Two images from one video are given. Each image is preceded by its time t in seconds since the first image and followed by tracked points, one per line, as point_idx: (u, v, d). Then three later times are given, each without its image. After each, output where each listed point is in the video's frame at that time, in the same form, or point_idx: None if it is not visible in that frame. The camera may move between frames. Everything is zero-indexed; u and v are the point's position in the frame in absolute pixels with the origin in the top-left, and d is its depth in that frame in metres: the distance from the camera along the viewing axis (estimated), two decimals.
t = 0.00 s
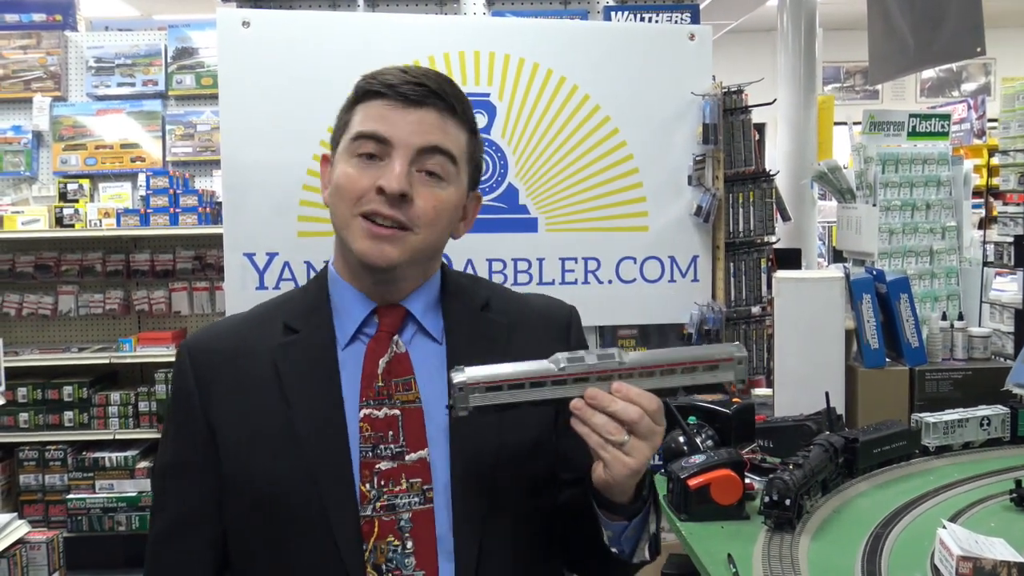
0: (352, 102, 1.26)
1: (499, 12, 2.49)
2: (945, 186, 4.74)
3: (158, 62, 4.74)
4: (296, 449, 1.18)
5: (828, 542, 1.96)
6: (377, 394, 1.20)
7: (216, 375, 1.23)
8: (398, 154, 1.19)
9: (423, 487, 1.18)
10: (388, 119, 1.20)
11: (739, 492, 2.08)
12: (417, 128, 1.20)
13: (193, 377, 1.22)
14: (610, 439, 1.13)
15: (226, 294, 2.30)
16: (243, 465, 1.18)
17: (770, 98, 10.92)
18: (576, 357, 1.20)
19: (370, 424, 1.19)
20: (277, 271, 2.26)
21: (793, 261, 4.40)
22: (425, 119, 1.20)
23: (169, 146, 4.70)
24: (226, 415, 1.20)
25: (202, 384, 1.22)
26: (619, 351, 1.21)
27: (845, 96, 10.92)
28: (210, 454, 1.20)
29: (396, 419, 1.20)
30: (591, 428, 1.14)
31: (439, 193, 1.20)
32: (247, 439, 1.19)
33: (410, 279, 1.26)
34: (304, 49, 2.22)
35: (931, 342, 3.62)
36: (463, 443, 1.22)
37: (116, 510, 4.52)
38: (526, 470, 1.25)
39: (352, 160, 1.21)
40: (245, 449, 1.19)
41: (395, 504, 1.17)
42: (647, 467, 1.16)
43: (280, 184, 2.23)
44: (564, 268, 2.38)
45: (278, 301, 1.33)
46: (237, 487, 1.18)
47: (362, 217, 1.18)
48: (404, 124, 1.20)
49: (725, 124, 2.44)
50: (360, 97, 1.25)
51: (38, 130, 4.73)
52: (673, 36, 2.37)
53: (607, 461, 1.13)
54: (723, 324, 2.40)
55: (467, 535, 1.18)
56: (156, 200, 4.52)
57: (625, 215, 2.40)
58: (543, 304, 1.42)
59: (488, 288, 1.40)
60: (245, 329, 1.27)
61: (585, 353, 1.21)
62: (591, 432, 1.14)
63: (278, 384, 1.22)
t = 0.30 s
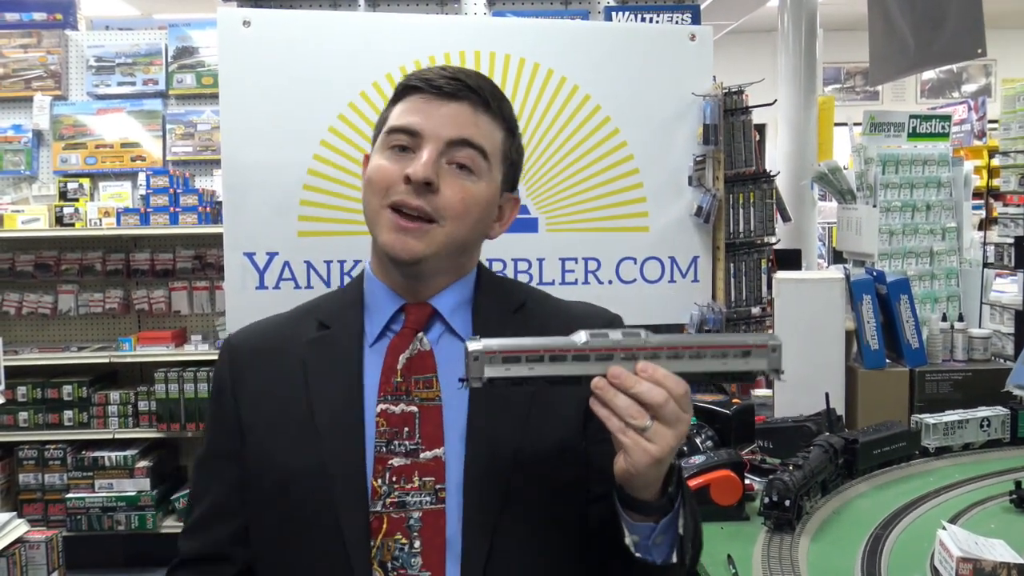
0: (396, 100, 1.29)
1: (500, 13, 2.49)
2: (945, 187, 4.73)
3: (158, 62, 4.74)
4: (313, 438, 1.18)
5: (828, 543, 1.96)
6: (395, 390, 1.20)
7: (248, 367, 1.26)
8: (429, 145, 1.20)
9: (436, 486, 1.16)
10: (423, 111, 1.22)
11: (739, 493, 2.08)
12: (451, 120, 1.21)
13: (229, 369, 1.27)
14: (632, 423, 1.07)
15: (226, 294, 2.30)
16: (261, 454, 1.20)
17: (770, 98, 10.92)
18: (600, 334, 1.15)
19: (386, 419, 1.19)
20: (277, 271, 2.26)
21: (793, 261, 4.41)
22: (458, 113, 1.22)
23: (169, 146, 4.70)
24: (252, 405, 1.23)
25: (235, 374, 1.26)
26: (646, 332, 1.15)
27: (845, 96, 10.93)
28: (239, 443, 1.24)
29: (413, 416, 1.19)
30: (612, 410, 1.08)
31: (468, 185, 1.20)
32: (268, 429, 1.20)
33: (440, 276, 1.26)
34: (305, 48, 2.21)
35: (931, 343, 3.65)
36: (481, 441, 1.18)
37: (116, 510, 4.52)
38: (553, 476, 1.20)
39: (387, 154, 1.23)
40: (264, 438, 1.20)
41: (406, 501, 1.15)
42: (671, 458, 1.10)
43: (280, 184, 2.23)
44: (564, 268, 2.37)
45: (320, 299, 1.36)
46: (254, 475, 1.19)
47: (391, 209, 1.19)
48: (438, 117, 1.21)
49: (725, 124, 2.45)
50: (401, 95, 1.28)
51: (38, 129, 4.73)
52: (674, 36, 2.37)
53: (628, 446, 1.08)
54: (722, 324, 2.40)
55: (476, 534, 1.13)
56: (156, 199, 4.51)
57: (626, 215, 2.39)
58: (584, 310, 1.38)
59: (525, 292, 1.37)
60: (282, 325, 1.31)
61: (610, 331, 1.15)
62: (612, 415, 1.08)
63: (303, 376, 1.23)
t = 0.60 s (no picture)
0: (417, 103, 1.29)
1: (499, 13, 2.48)
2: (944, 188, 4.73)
3: (158, 62, 4.74)
4: (364, 437, 1.17)
5: (827, 544, 1.96)
6: (440, 387, 1.19)
7: (293, 368, 1.26)
8: (456, 143, 1.19)
9: (483, 484, 1.14)
10: (447, 110, 1.22)
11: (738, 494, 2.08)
12: (477, 117, 1.21)
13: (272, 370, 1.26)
14: (659, 408, 1.05)
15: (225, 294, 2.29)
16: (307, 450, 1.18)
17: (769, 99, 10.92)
18: (620, 317, 1.15)
19: (432, 417, 1.17)
20: (277, 272, 2.25)
21: (793, 262, 4.41)
22: (482, 108, 1.21)
23: (169, 146, 4.70)
24: (295, 403, 1.21)
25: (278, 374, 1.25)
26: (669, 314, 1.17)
27: (844, 97, 10.94)
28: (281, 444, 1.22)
29: (459, 413, 1.17)
30: (637, 396, 1.06)
31: (500, 179, 1.20)
32: (314, 426, 1.19)
33: (481, 277, 1.25)
34: (305, 49, 2.21)
35: (931, 344, 3.66)
36: (530, 439, 1.17)
37: (115, 510, 4.52)
38: (600, 472, 1.18)
39: (414, 157, 1.22)
40: (310, 434, 1.18)
41: (454, 500, 1.13)
42: (704, 448, 1.07)
43: (279, 185, 2.23)
44: (564, 269, 2.37)
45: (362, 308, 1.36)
46: (299, 472, 1.17)
47: (425, 211, 1.18)
48: (462, 114, 1.21)
49: (726, 125, 2.47)
50: (421, 98, 1.28)
51: (37, 130, 4.73)
52: (673, 36, 2.37)
53: (655, 433, 1.05)
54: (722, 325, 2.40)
55: (528, 534, 1.11)
56: (155, 199, 4.50)
57: (626, 216, 2.39)
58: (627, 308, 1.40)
59: (567, 288, 1.39)
60: (325, 332, 1.31)
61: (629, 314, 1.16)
62: (637, 402, 1.06)
63: (350, 375, 1.23)
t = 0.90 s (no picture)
0: (441, 103, 1.23)
1: (496, 13, 2.48)
2: (942, 188, 4.71)
3: (154, 63, 4.74)
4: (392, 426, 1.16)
5: (824, 544, 1.96)
6: (479, 387, 1.16)
7: (321, 358, 1.25)
8: (507, 147, 1.15)
9: (526, 485, 1.11)
10: (489, 111, 1.17)
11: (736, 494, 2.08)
12: (523, 117, 1.16)
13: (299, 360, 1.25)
14: (711, 400, 1.01)
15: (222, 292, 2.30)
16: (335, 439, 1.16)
17: (766, 99, 10.94)
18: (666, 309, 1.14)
19: (471, 418, 1.14)
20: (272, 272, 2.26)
21: (791, 262, 4.42)
22: (524, 107, 1.17)
23: (166, 147, 4.70)
24: (322, 389, 1.20)
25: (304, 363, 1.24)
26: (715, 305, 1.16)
27: (841, 97, 10.95)
28: (307, 430, 1.21)
29: (499, 413, 1.15)
30: (685, 390, 1.03)
31: (552, 180, 1.16)
32: (341, 411, 1.18)
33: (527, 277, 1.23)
34: (304, 49, 2.21)
35: (928, 344, 3.67)
36: (574, 438, 1.15)
37: (112, 512, 4.52)
38: (645, 474, 1.15)
39: (457, 163, 1.17)
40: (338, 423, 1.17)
41: (497, 502, 1.10)
42: (756, 442, 1.04)
43: (277, 186, 2.23)
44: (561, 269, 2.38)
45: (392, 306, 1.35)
46: (326, 457, 1.16)
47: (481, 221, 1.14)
48: (506, 115, 1.16)
49: (722, 125, 2.47)
50: (450, 94, 1.21)
51: (34, 131, 4.72)
52: (671, 37, 2.36)
53: (706, 428, 1.02)
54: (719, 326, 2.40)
55: (572, 530, 1.09)
56: (152, 200, 4.49)
57: (621, 216, 2.39)
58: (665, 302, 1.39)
59: (603, 286, 1.37)
60: (356, 327, 1.30)
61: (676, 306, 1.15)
62: (687, 396, 1.03)
63: (382, 367, 1.21)
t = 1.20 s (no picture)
0: (449, 103, 1.23)
1: (492, 14, 2.49)
2: (938, 187, 4.74)
3: (151, 65, 4.75)
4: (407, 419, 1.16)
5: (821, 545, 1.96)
6: (495, 388, 1.16)
7: (340, 347, 1.24)
8: (523, 145, 1.15)
9: (540, 490, 1.11)
10: (502, 110, 1.16)
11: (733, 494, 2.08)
12: (536, 114, 1.16)
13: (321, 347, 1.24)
14: (718, 390, 0.99)
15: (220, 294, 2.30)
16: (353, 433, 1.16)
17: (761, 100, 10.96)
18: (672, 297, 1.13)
19: (486, 419, 1.14)
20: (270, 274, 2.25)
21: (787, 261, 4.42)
22: (536, 102, 1.16)
23: (163, 149, 4.72)
24: (338, 377, 1.20)
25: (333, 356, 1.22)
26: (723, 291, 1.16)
27: (838, 97, 10.97)
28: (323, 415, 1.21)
29: (514, 415, 1.14)
30: (693, 381, 1.01)
31: (569, 176, 1.16)
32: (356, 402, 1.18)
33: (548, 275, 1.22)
34: (301, 50, 2.21)
35: (925, 343, 3.67)
36: (590, 437, 1.14)
37: (110, 514, 4.52)
38: (660, 478, 1.14)
39: (474, 165, 1.16)
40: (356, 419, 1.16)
41: (509, 507, 1.09)
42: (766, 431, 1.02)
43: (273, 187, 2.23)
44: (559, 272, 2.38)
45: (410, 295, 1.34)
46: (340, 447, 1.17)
47: (505, 223, 1.13)
48: (519, 113, 1.16)
49: (719, 125, 2.46)
50: (459, 98, 1.21)
51: (30, 133, 4.71)
52: (667, 37, 2.36)
53: (714, 419, 1.00)
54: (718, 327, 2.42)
55: (587, 526, 1.09)
56: (149, 202, 4.48)
57: (617, 217, 2.39)
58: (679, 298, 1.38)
59: (619, 282, 1.36)
60: (372, 315, 1.29)
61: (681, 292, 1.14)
62: (694, 387, 1.01)
63: (397, 361, 1.20)
